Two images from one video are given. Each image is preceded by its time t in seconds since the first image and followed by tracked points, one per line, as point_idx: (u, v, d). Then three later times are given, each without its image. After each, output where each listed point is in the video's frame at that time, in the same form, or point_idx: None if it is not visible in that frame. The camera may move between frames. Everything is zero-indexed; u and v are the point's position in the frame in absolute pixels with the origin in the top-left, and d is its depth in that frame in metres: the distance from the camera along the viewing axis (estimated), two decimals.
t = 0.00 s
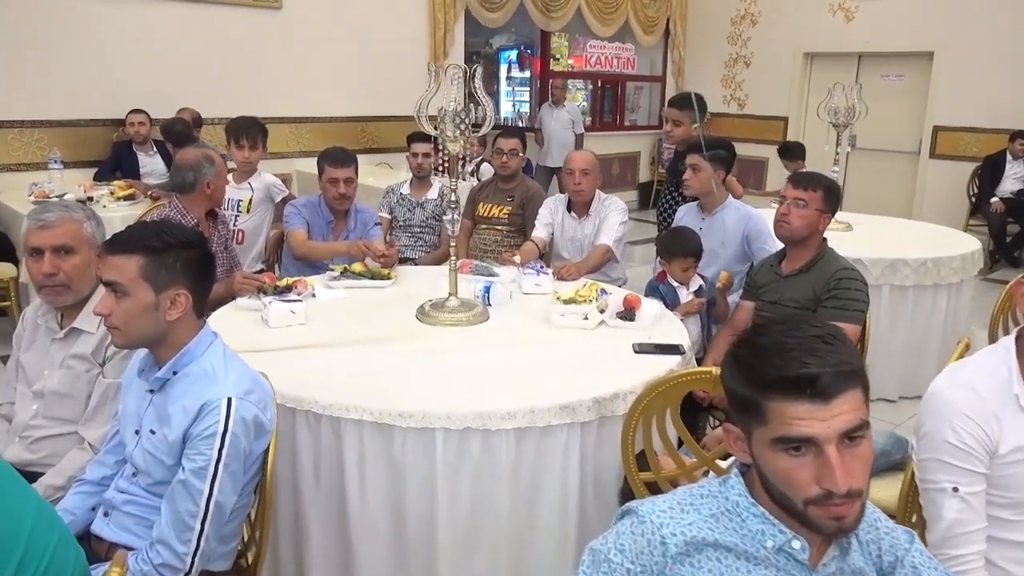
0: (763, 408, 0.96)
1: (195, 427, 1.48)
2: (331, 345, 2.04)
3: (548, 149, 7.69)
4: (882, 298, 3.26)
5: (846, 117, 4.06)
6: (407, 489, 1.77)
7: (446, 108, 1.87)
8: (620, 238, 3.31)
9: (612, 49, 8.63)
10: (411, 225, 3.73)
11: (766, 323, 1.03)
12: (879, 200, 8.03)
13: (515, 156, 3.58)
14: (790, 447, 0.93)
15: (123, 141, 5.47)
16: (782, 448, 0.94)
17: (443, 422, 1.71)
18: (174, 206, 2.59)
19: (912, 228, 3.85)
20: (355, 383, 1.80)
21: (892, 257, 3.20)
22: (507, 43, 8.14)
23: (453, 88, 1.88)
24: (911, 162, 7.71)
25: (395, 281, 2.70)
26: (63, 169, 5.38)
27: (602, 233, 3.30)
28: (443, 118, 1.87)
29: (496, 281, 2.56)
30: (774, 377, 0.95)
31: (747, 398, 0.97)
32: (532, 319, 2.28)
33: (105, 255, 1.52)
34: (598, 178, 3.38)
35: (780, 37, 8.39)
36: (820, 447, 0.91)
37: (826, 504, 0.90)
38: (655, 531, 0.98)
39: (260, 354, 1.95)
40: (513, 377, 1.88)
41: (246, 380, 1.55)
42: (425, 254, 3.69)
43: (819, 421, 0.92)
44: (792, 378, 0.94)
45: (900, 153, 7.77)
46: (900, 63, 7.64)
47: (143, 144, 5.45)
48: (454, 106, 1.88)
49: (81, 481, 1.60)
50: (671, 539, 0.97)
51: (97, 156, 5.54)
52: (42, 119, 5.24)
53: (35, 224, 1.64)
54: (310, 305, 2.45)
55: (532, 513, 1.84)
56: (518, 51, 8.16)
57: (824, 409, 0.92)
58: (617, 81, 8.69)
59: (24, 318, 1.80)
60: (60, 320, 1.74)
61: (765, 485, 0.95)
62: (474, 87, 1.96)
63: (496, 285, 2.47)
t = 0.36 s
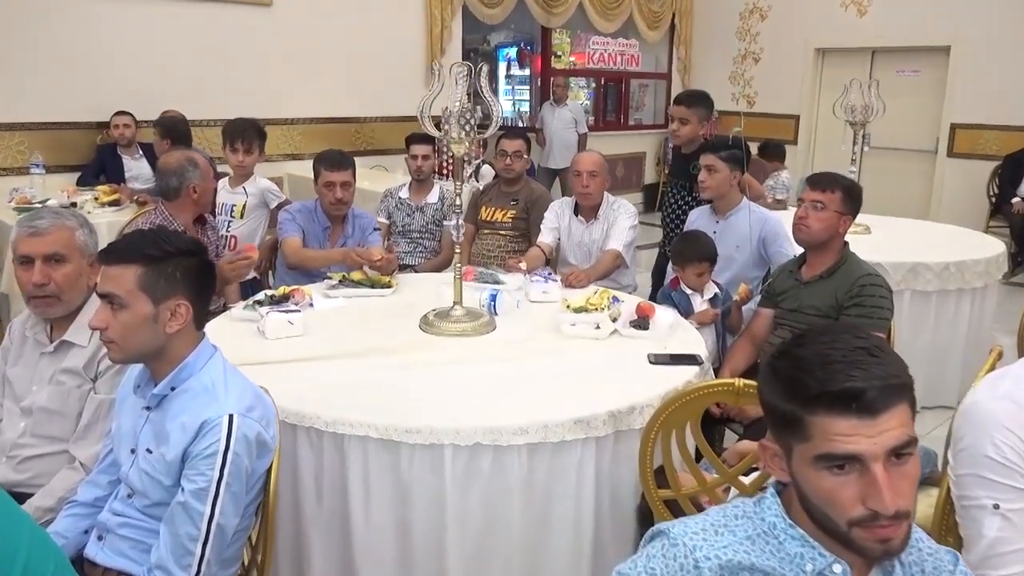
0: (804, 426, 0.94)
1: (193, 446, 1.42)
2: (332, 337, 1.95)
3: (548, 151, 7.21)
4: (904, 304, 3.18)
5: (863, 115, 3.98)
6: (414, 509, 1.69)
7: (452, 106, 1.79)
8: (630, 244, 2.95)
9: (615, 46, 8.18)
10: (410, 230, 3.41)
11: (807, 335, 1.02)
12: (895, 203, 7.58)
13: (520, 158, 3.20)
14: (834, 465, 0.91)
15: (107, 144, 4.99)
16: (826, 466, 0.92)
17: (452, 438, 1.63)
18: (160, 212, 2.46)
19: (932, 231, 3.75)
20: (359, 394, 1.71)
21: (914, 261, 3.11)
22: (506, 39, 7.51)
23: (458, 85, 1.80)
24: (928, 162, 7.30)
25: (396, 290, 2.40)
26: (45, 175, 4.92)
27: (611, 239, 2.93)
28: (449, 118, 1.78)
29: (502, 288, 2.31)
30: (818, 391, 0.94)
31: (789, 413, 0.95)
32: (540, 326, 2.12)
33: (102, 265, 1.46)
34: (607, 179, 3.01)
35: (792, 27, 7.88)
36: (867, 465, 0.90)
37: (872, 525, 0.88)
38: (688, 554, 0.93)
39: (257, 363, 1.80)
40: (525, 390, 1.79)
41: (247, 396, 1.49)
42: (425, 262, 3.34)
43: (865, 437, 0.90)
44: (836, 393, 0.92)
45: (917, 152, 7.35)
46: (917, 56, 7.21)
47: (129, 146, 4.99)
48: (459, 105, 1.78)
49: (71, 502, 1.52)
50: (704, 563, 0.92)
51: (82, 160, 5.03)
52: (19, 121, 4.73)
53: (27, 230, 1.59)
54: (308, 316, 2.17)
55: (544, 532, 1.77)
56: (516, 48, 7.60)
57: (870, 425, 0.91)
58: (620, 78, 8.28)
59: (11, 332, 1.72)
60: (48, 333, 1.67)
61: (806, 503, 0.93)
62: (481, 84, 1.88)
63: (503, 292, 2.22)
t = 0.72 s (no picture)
0: (821, 436, 0.89)
1: (185, 460, 1.37)
2: (325, 344, 1.89)
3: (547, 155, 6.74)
4: (916, 313, 3.11)
5: (873, 118, 3.91)
6: (413, 525, 1.64)
7: (451, 107, 1.75)
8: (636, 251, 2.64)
9: (616, 46, 7.71)
10: (403, 237, 3.15)
11: (823, 340, 0.97)
12: (904, 208, 7.29)
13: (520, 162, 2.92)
14: (852, 476, 0.87)
15: (88, 146, 4.80)
16: (843, 477, 0.87)
17: (452, 451, 1.58)
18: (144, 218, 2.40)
19: (944, 239, 3.68)
20: (356, 404, 1.65)
21: (927, 269, 3.05)
22: (502, 39, 6.95)
23: (458, 86, 1.75)
24: (938, 167, 7.02)
25: (390, 297, 2.21)
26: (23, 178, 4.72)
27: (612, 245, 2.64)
28: (448, 121, 1.73)
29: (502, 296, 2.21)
30: (835, 400, 0.89)
31: (806, 423, 0.91)
32: (541, 335, 2.06)
33: (93, 271, 1.41)
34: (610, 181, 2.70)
35: (799, 26, 7.60)
36: (886, 475, 0.85)
37: (893, 538, 0.84)
38: (702, 568, 0.89)
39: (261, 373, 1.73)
40: (528, 401, 1.74)
41: (241, 409, 1.44)
42: (419, 270, 3.10)
43: (884, 447, 0.86)
44: (854, 401, 0.88)
45: (928, 157, 7.06)
46: (929, 59, 6.96)
47: (110, 149, 4.79)
48: (457, 107, 1.74)
49: (57, 518, 1.48)
50: None
51: (60, 164, 4.86)
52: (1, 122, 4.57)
53: (12, 235, 1.55)
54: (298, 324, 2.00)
55: (546, 549, 1.71)
56: (514, 47, 7.05)
57: (889, 435, 0.86)
58: (621, 79, 7.80)
59: None
60: (33, 344, 1.62)
61: (824, 516, 0.88)
62: (480, 85, 1.84)
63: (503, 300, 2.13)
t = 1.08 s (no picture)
0: (825, 431, 0.89)
1: (178, 464, 1.35)
2: (321, 346, 1.86)
3: (544, 152, 6.48)
4: (926, 313, 3.06)
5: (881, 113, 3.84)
6: (408, 528, 1.60)
7: (445, 104, 1.72)
8: (636, 251, 2.60)
9: (614, 37, 7.49)
10: (396, 237, 3.05)
11: (827, 337, 0.96)
12: (914, 205, 7.17)
13: (517, 160, 2.89)
14: (856, 471, 0.86)
15: (66, 145, 4.66)
16: (846, 473, 0.86)
17: (451, 454, 1.55)
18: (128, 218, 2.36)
19: (953, 237, 3.63)
20: (354, 407, 1.62)
21: (936, 268, 3.00)
22: (496, 31, 6.64)
23: (452, 82, 1.72)
24: (949, 162, 6.90)
25: (383, 299, 2.17)
26: None
27: (612, 245, 2.60)
28: (442, 117, 1.71)
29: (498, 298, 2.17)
30: (838, 395, 0.88)
31: (809, 418, 0.90)
32: (540, 335, 2.03)
33: (82, 272, 1.38)
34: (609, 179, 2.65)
35: (803, 17, 7.42)
36: (889, 470, 0.84)
37: (898, 534, 0.83)
38: (704, 567, 0.89)
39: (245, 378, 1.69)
40: (530, 403, 1.71)
41: (234, 412, 1.42)
42: (412, 272, 3.00)
43: (887, 442, 0.85)
44: (858, 397, 0.87)
45: (938, 152, 6.95)
46: (936, 51, 6.83)
47: (89, 149, 4.66)
48: (452, 102, 1.71)
49: (45, 525, 1.45)
50: None
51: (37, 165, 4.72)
52: None
53: None
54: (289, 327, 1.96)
55: (547, 555, 1.67)
56: (508, 41, 6.74)
57: (893, 429, 0.86)
58: (619, 73, 7.59)
59: None
60: (16, 347, 1.59)
61: (828, 513, 0.87)
62: (475, 79, 1.80)
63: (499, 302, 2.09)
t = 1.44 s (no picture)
0: (826, 427, 0.88)
1: (171, 467, 1.34)
2: (322, 349, 1.84)
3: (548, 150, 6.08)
4: (945, 315, 2.98)
5: (897, 108, 3.75)
6: (407, 533, 1.57)
7: (445, 99, 1.69)
8: (643, 251, 2.57)
9: (622, 31, 7.05)
10: (394, 238, 3.03)
11: (827, 333, 0.96)
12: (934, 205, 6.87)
13: (521, 158, 2.91)
14: (856, 468, 0.85)
15: (54, 142, 4.52)
16: (847, 470, 0.86)
17: (451, 458, 1.51)
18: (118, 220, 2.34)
19: (973, 237, 3.54)
20: (355, 410, 1.59)
21: (955, 268, 2.92)
22: (499, 25, 6.45)
23: (452, 77, 1.69)
24: (971, 159, 6.60)
25: (382, 301, 2.14)
26: None
27: (618, 245, 2.56)
28: (441, 112, 1.68)
29: (500, 300, 2.14)
30: (838, 391, 0.88)
31: (810, 415, 0.89)
32: (543, 338, 1.99)
33: (73, 273, 1.36)
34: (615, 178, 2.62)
35: (819, 10, 7.13)
36: (891, 467, 0.84)
37: (899, 531, 0.82)
38: (705, 568, 0.87)
39: (237, 381, 1.67)
40: (532, 407, 1.67)
41: (229, 414, 1.40)
42: (412, 272, 2.99)
43: (889, 438, 0.85)
44: (859, 392, 0.86)
45: (960, 149, 6.64)
46: (958, 43, 6.52)
47: (78, 147, 4.51)
48: (452, 96, 1.68)
49: (37, 529, 1.43)
50: None
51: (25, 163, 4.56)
52: None
53: None
54: (285, 329, 1.94)
55: (550, 564, 1.63)
56: (511, 34, 6.56)
57: (894, 426, 0.85)
58: (627, 67, 7.12)
59: None
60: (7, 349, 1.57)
61: (829, 512, 0.86)
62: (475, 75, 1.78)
63: (500, 304, 2.06)
